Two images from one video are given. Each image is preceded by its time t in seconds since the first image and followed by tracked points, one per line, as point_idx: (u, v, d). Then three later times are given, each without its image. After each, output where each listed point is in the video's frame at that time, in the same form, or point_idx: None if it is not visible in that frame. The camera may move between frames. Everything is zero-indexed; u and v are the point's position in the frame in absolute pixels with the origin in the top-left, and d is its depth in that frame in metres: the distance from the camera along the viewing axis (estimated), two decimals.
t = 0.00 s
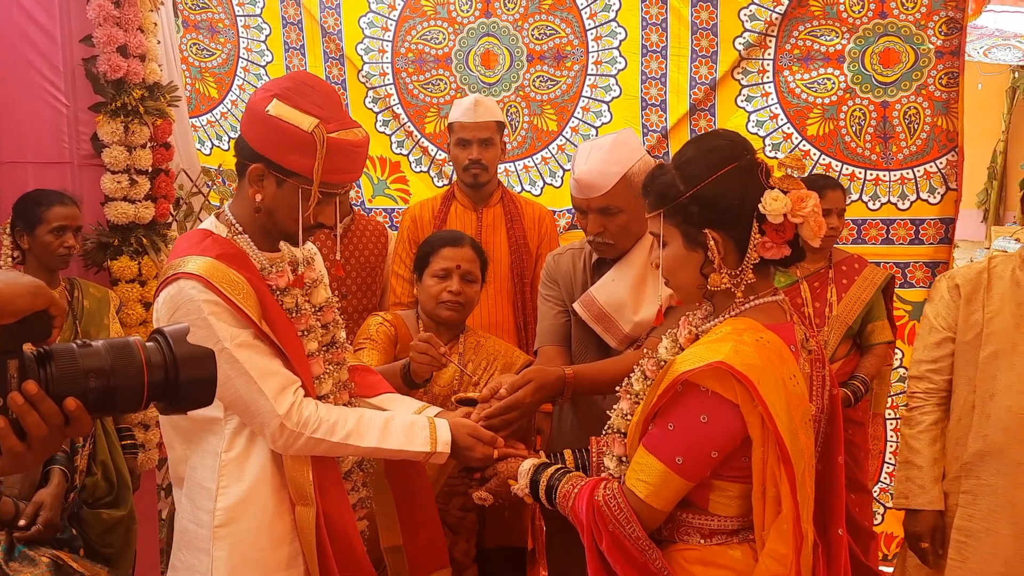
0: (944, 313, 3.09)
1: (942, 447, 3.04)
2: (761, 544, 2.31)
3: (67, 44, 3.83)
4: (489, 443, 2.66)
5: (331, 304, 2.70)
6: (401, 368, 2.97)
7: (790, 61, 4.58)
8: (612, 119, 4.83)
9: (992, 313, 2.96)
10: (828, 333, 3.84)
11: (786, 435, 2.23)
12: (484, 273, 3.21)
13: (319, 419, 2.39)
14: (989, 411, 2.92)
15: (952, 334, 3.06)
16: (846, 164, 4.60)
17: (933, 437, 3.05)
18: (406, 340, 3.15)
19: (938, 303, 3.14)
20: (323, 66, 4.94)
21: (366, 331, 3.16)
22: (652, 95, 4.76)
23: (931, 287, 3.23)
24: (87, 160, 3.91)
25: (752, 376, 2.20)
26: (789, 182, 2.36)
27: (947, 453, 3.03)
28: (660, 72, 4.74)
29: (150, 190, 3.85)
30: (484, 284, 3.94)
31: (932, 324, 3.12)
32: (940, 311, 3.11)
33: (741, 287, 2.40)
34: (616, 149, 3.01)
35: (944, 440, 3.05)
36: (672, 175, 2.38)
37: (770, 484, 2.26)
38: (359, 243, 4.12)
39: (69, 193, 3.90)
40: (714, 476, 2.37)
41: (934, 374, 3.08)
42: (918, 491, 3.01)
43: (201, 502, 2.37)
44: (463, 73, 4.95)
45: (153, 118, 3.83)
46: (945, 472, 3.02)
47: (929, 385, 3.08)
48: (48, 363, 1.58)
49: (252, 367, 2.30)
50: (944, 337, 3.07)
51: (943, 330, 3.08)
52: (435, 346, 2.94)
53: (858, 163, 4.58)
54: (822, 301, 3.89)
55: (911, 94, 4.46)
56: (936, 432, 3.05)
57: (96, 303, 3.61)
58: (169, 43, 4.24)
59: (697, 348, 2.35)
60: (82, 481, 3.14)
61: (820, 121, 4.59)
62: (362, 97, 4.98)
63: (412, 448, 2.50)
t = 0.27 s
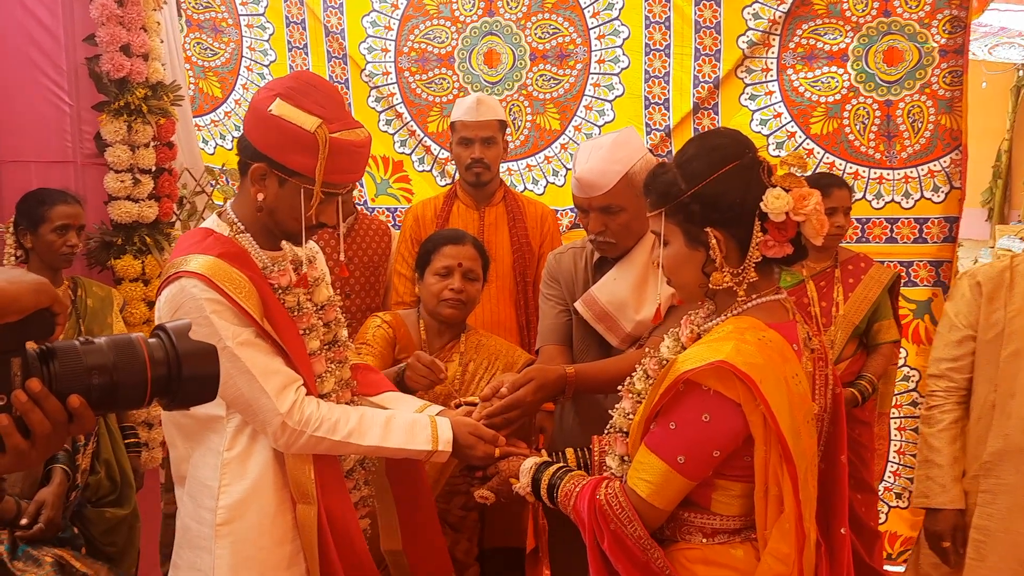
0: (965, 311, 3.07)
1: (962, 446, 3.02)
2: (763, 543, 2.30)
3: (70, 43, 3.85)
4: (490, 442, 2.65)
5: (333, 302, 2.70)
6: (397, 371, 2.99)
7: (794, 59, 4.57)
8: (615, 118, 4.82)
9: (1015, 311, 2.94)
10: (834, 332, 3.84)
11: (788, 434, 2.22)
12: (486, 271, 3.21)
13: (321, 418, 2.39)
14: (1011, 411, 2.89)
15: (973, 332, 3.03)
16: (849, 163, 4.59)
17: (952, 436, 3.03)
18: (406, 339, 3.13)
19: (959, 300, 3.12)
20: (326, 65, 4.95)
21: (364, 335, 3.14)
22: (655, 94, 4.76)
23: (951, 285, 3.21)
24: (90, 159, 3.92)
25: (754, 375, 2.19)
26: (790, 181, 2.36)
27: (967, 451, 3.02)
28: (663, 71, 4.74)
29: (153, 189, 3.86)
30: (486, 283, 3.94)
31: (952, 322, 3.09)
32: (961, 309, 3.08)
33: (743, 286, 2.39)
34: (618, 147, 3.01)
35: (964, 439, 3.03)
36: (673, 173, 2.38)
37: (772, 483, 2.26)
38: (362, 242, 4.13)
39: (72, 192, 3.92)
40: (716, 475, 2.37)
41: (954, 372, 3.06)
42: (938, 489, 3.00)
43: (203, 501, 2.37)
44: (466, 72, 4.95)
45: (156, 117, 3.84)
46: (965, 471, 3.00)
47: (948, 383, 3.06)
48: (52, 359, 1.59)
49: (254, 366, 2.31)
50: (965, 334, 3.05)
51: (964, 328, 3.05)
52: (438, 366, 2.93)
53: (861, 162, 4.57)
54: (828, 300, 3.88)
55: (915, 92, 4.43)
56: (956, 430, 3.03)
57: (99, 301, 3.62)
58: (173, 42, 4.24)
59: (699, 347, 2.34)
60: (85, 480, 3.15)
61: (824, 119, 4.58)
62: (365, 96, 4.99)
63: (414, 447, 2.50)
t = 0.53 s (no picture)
0: (985, 307, 3.04)
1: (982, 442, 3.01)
2: (771, 541, 2.30)
3: (79, 42, 3.85)
4: (498, 440, 2.65)
5: (340, 299, 2.70)
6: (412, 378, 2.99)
7: (803, 56, 4.55)
8: (623, 115, 4.81)
9: None
10: (846, 331, 3.83)
11: (797, 431, 2.21)
12: (493, 269, 3.21)
13: (329, 415, 2.39)
14: None
15: (994, 328, 3.01)
16: (859, 161, 4.57)
17: (971, 433, 3.02)
18: (414, 339, 3.11)
19: (979, 296, 3.09)
20: (334, 64, 4.95)
21: (373, 333, 3.11)
22: (664, 92, 4.74)
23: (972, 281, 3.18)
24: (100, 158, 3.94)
25: (762, 373, 2.19)
26: (797, 177, 2.35)
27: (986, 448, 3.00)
28: (672, 68, 4.71)
29: (163, 187, 3.88)
30: (495, 281, 3.94)
31: (973, 318, 3.07)
32: (981, 305, 3.06)
33: (751, 283, 2.38)
34: (624, 145, 3.00)
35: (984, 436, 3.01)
36: (679, 171, 2.38)
37: (780, 481, 2.25)
38: (370, 240, 4.13)
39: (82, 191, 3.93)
40: (724, 473, 2.36)
41: (974, 369, 3.03)
42: (957, 487, 2.99)
43: (211, 498, 2.38)
44: (474, 71, 4.95)
45: (165, 116, 3.85)
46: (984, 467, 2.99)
47: (968, 379, 3.04)
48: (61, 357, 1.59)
49: (262, 363, 2.31)
50: (986, 331, 3.02)
51: (985, 325, 3.03)
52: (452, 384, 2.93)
53: (871, 159, 4.55)
54: (839, 298, 3.86)
55: (925, 90, 4.42)
56: (975, 427, 3.02)
57: (108, 300, 3.63)
58: (182, 41, 4.26)
59: (706, 344, 2.34)
60: (95, 477, 3.17)
61: (833, 116, 4.57)
62: (373, 95, 5.00)
63: (421, 445, 2.51)
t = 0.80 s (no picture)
0: (998, 305, 3.01)
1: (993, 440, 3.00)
2: (778, 541, 2.29)
3: (87, 42, 3.87)
4: (504, 439, 2.65)
5: (347, 298, 2.71)
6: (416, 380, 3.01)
7: (811, 54, 4.53)
8: (631, 114, 4.81)
9: None
10: (856, 330, 3.81)
11: (804, 431, 2.20)
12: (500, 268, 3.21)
13: (336, 414, 2.39)
14: None
15: (1006, 326, 2.98)
16: (867, 159, 4.55)
17: (983, 431, 3.00)
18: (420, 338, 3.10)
19: (992, 294, 3.06)
20: (342, 63, 4.96)
21: (378, 335, 3.10)
22: (671, 90, 4.74)
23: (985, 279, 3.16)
24: (109, 157, 3.95)
25: (769, 372, 2.18)
26: (803, 175, 2.34)
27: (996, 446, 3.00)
28: (679, 66, 4.71)
29: (171, 186, 3.89)
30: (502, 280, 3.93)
31: (986, 316, 3.04)
32: (994, 303, 3.03)
33: (757, 282, 2.37)
34: (630, 143, 3.00)
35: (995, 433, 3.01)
36: (684, 171, 2.37)
37: (788, 481, 2.24)
38: (377, 239, 4.14)
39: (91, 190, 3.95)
40: (731, 473, 2.35)
41: (986, 367, 3.01)
42: (967, 485, 2.96)
43: (218, 497, 2.38)
44: (481, 70, 4.95)
45: (173, 115, 3.86)
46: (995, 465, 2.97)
47: (980, 377, 3.03)
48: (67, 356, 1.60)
49: (269, 362, 2.31)
50: (998, 329, 3.00)
51: (997, 323, 3.00)
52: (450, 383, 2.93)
53: (880, 157, 4.53)
54: (848, 296, 3.84)
55: (934, 87, 4.40)
56: (986, 424, 3.01)
57: (116, 299, 3.65)
58: (190, 41, 4.26)
59: (713, 343, 2.33)
60: (102, 476, 3.19)
61: (841, 114, 4.54)
62: (381, 94, 5.00)
63: (427, 444, 2.51)
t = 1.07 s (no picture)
0: (1003, 303, 3.00)
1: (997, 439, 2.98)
2: (781, 541, 2.28)
3: (90, 42, 3.89)
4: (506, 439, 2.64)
5: (349, 298, 2.70)
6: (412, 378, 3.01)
7: (814, 53, 4.52)
8: (634, 113, 4.80)
9: None
10: (859, 330, 3.80)
11: (806, 431, 2.20)
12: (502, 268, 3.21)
13: (337, 414, 2.39)
14: None
15: (1011, 325, 2.97)
16: (871, 158, 4.54)
17: (987, 429, 2.99)
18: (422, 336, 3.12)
19: (997, 292, 3.05)
20: (345, 63, 4.95)
21: (378, 338, 3.09)
22: (674, 89, 4.73)
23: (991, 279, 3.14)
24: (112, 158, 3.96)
25: (771, 373, 2.17)
26: (804, 174, 2.33)
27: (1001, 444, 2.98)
28: (682, 66, 4.70)
29: (174, 186, 3.89)
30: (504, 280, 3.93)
31: (991, 315, 3.03)
32: (999, 301, 3.02)
33: (759, 281, 2.37)
34: (632, 142, 2.99)
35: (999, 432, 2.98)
36: (683, 171, 2.37)
37: (790, 481, 2.23)
38: (379, 239, 4.13)
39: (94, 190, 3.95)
40: (734, 473, 2.35)
41: (992, 365, 3.00)
42: (970, 483, 2.95)
43: (220, 497, 2.39)
44: (484, 69, 4.94)
45: (176, 115, 3.86)
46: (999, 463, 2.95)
47: (985, 376, 3.01)
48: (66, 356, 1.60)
49: (271, 362, 2.31)
50: (1002, 327, 2.99)
51: (1000, 321, 3.00)
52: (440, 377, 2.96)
53: (883, 156, 4.51)
54: (852, 296, 3.83)
55: (938, 86, 4.37)
56: (990, 423, 2.99)
57: (120, 298, 3.65)
58: (193, 40, 4.27)
59: (715, 344, 2.32)
60: (106, 476, 3.19)
61: (845, 113, 4.53)
62: (384, 94, 4.99)
63: (429, 444, 2.50)
